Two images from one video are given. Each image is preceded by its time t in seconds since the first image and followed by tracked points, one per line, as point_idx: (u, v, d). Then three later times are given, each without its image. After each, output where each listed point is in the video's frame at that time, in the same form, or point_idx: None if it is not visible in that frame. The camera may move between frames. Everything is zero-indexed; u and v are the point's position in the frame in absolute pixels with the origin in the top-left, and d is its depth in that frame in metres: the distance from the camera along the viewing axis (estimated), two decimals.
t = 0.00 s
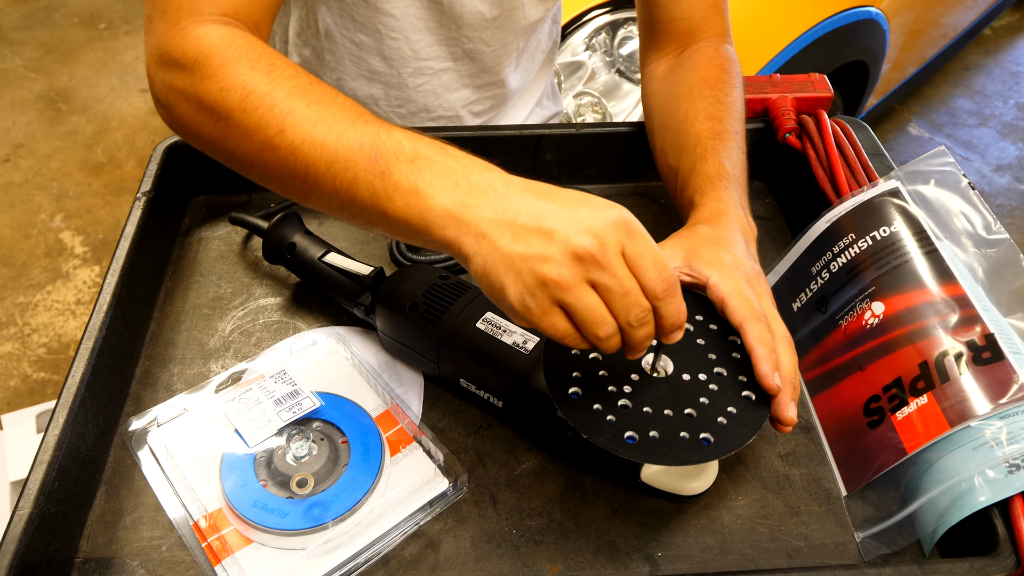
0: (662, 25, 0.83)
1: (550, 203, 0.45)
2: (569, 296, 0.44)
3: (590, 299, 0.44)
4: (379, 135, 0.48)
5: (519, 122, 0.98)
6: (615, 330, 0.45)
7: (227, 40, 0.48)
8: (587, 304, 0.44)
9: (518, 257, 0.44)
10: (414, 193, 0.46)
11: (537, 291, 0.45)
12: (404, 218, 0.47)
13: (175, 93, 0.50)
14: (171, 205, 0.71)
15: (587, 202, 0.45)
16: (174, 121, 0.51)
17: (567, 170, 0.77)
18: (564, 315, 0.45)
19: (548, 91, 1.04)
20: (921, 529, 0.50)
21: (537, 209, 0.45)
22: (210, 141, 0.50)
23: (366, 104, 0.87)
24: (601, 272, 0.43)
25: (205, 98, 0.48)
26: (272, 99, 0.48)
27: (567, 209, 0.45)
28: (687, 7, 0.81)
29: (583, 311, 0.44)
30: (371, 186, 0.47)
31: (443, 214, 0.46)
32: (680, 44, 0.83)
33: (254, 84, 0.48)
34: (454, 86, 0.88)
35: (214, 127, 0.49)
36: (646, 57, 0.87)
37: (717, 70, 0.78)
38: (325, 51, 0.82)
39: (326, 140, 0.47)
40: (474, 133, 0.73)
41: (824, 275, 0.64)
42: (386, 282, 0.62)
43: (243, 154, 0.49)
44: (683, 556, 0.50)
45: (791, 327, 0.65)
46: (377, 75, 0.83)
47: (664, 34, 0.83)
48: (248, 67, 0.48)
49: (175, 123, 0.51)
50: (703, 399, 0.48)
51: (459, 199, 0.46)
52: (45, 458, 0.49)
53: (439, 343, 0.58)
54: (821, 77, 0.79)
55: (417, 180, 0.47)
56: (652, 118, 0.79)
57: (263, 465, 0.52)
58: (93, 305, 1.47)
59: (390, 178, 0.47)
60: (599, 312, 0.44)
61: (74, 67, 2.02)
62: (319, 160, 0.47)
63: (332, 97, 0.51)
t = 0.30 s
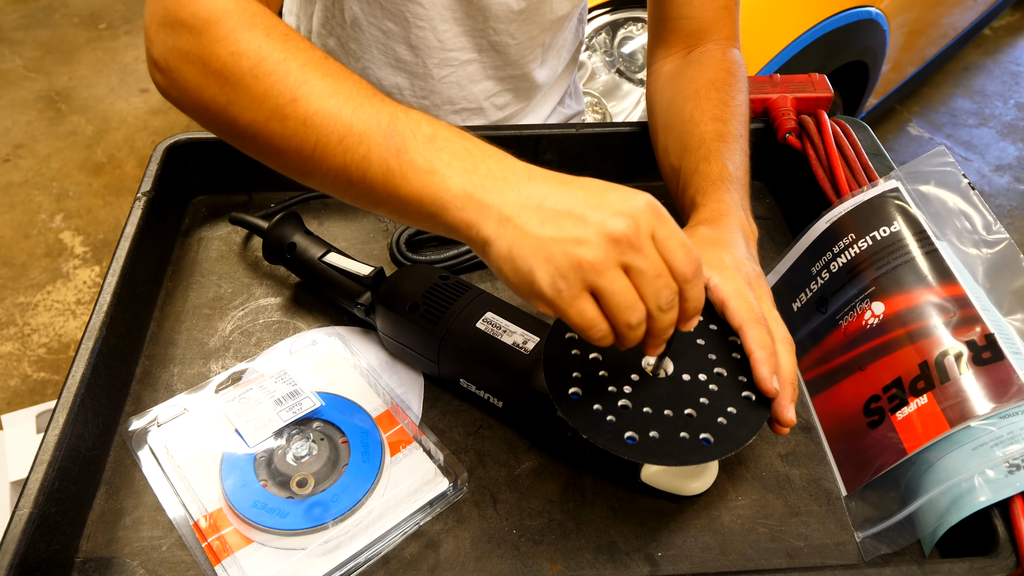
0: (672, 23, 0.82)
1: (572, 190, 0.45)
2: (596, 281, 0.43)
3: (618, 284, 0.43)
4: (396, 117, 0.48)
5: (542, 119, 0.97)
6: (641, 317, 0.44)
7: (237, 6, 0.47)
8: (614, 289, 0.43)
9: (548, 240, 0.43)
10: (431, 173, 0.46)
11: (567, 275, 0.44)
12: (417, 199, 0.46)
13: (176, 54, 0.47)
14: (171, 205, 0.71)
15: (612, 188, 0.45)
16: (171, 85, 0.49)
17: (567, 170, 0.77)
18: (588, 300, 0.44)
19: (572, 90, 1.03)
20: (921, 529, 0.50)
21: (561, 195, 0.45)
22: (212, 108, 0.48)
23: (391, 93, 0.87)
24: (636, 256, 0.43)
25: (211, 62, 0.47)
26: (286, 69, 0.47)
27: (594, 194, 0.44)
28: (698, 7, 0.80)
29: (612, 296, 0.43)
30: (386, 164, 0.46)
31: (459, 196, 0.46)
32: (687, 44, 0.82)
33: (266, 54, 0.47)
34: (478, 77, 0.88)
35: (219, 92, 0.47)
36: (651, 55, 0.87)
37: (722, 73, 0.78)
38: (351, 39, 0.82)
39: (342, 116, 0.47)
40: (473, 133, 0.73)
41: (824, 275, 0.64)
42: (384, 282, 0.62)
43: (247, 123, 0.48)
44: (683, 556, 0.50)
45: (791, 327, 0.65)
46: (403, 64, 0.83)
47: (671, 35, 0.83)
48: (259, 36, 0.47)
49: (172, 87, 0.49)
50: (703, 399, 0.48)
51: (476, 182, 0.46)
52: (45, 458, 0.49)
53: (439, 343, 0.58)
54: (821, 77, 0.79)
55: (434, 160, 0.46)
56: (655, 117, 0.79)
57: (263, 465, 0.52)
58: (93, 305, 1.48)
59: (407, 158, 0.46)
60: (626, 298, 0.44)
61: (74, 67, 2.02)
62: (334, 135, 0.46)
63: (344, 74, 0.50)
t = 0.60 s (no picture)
0: (677, 23, 0.82)
1: (578, 194, 0.45)
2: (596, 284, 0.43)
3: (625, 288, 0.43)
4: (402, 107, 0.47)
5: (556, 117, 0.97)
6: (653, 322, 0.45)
7: None
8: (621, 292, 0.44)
9: (565, 243, 0.43)
10: (436, 164, 0.46)
11: (582, 277, 0.44)
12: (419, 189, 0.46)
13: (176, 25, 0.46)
14: (171, 205, 0.71)
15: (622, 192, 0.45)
16: (165, 58, 0.47)
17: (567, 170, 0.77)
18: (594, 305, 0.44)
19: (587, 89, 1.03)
20: (922, 530, 0.50)
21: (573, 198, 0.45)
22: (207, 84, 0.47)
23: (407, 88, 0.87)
24: (649, 262, 0.43)
25: (212, 36, 0.45)
26: (289, 52, 0.46)
27: (607, 197, 0.45)
28: (703, 7, 0.81)
29: (628, 301, 0.44)
30: (388, 154, 0.46)
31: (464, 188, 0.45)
32: (691, 43, 0.82)
33: (272, 35, 0.46)
34: (492, 71, 0.87)
35: (216, 67, 0.46)
36: (655, 53, 0.87)
37: (725, 74, 0.78)
38: (368, 33, 0.83)
39: (345, 102, 0.46)
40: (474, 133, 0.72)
41: (824, 275, 0.64)
42: (384, 282, 0.62)
43: (242, 102, 0.46)
44: (683, 556, 0.50)
45: (792, 327, 0.65)
46: (419, 58, 0.83)
47: (675, 34, 0.83)
48: (259, 14, 0.46)
49: (166, 56, 0.47)
50: (704, 400, 0.48)
51: (483, 178, 0.45)
52: (46, 458, 0.49)
53: (439, 344, 0.58)
54: (822, 77, 0.79)
55: (439, 150, 0.46)
56: (657, 117, 0.79)
57: (263, 464, 0.52)
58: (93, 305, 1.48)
59: (411, 149, 0.46)
60: (638, 304, 0.44)
61: (74, 67, 2.02)
62: (337, 121, 0.46)
63: (347, 58, 0.49)
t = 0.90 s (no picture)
0: (678, 22, 0.82)
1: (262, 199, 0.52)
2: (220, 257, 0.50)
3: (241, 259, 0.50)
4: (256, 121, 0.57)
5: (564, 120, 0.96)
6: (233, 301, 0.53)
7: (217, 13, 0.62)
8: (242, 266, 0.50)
9: (240, 244, 0.50)
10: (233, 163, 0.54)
11: (258, 269, 0.50)
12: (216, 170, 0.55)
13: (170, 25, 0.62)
14: (171, 205, 0.71)
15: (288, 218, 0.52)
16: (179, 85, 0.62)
17: (567, 170, 0.77)
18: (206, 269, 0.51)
19: (597, 92, 1.01)
20: (922, 530, 0.50)
21: (266, 203, 0.51)
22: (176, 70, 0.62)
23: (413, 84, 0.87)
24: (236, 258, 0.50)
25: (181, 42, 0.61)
26: (216, 67, 0.59)
27: (285, 224, 0.51)
28: (706, 7, 0.80)
29: (294, 300, 0.52)
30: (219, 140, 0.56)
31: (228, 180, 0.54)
32: (693, 44, 0.82)
33: (213, 56, 0.60)
34: (500, 75, 0.87)
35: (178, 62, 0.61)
36: (658, 51, 0.86)
37: (727, 75, 0.78)
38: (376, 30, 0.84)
39: (224, 101, 0.58)
40: (474, 133, 0.72)
41: (824, 275, 0.64)
42: (384, 282, 0.62)
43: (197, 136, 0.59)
44: (683, 556, 0.50)
45: (791, 327, 0.65)
46: (427, 48, 0.84)
47: (677, 34, 0.83)
48: (216, 43, 0.61)
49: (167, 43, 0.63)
50: (703, 400, 0.48)
51: (255, 198, 0.52)
52: (45, 458, 0.49)
53: (439, 344, 0.58)
54: (823, 77, 0.79)
55: (239, 154, 0.54)
56: (658, 115, 0.79)
57: (263, 465, 0.52)
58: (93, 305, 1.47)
59: (237, 145, 0.55)
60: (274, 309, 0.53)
61: (74, 66, 2.02)
62: (224, 114, 0.57)
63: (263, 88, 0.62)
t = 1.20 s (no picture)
0: (677, 23, 0.82)
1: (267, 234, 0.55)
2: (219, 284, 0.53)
3: (239, 287, 0.53)
4: (258, 148, 0.61)
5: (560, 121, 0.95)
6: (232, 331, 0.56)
7: (222, 39, 0.66)
8: (243, 296, 0.53)
9: (243, 273, 0.53)
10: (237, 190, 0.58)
11: (258, 298, 0.53)
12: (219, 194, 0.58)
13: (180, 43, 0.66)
14: (171, 205, 0.71)
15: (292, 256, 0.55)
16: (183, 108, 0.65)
17: (567, 170, 0.77)
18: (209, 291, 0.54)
19: (597, 93, 1.01)
20: (922, 529, 0.50)
21: (264, 238, 0.55)
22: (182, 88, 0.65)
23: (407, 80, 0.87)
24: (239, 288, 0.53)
25: (188, 64, 0.65)
26: (220, 92, 0.63)
27: (285, 259, 0.55)
28: (705, 8, 0.80)
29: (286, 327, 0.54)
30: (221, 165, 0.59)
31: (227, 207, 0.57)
32: (692, 44, 0.82)
33: (217, 80, 0.64)
34: (494, 74, 0.87)
35: (184, 79, 0.65)
36: (657, 51, 0.86)
37: (726, 75, 0.78)
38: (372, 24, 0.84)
39: (227, 126, 0.61)
40: (474, 133, 0.72)
41: (824, 275, 0.64)
42: (384, 282, 0.62)
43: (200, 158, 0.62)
44: (683, 556, 0.50)
45: (791, 327, 0.65)
46: (420, 45, 0.85)
47: (676, 34, 0.83)
48: (223, 68, 0.65)
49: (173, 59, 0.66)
50: (703, 400, 0.48)
51: (263, 231, 0.55)
52: (45, 458, 0.49)
53: (439, 344, 0.58)
54: (823, 78, 0.79)
55: (238, 184, 0.58)
56: (657, 114, 0.79)
57: (263, 465, 0.52)
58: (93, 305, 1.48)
59: (236, 170, 0.59)
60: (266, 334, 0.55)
61: (74, 67, 2.02)
62: (225, 138, 0.60)
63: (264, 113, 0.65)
